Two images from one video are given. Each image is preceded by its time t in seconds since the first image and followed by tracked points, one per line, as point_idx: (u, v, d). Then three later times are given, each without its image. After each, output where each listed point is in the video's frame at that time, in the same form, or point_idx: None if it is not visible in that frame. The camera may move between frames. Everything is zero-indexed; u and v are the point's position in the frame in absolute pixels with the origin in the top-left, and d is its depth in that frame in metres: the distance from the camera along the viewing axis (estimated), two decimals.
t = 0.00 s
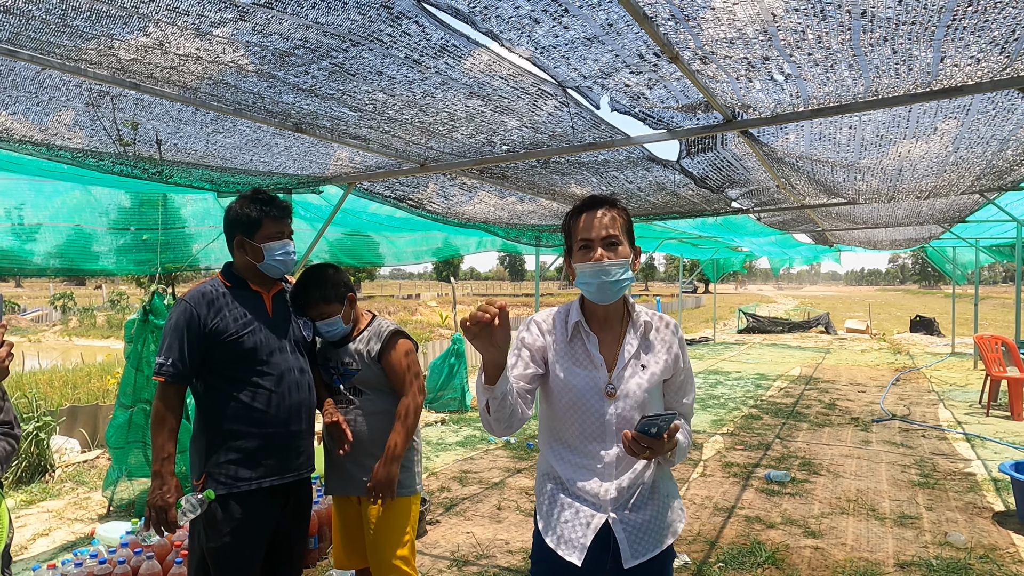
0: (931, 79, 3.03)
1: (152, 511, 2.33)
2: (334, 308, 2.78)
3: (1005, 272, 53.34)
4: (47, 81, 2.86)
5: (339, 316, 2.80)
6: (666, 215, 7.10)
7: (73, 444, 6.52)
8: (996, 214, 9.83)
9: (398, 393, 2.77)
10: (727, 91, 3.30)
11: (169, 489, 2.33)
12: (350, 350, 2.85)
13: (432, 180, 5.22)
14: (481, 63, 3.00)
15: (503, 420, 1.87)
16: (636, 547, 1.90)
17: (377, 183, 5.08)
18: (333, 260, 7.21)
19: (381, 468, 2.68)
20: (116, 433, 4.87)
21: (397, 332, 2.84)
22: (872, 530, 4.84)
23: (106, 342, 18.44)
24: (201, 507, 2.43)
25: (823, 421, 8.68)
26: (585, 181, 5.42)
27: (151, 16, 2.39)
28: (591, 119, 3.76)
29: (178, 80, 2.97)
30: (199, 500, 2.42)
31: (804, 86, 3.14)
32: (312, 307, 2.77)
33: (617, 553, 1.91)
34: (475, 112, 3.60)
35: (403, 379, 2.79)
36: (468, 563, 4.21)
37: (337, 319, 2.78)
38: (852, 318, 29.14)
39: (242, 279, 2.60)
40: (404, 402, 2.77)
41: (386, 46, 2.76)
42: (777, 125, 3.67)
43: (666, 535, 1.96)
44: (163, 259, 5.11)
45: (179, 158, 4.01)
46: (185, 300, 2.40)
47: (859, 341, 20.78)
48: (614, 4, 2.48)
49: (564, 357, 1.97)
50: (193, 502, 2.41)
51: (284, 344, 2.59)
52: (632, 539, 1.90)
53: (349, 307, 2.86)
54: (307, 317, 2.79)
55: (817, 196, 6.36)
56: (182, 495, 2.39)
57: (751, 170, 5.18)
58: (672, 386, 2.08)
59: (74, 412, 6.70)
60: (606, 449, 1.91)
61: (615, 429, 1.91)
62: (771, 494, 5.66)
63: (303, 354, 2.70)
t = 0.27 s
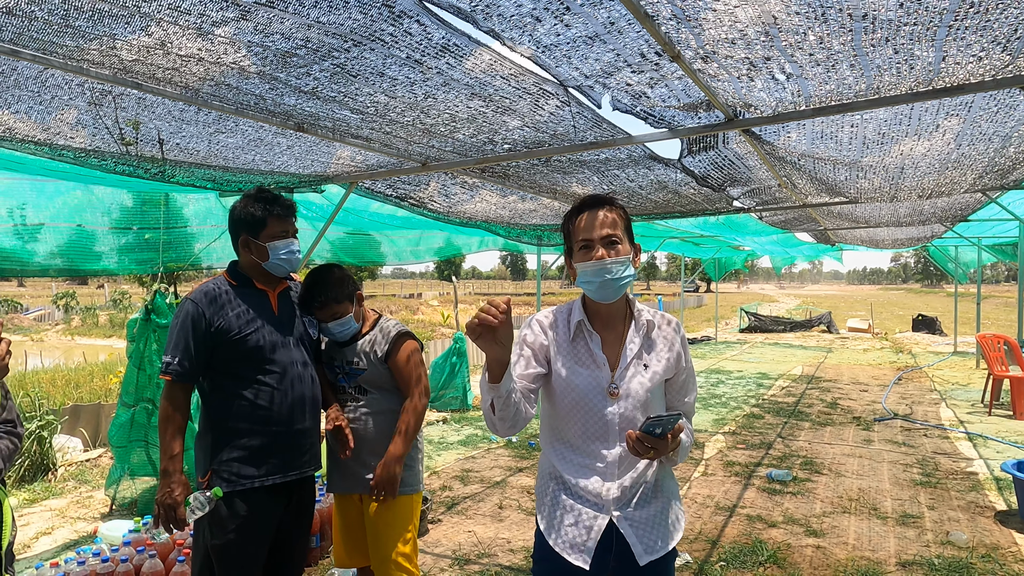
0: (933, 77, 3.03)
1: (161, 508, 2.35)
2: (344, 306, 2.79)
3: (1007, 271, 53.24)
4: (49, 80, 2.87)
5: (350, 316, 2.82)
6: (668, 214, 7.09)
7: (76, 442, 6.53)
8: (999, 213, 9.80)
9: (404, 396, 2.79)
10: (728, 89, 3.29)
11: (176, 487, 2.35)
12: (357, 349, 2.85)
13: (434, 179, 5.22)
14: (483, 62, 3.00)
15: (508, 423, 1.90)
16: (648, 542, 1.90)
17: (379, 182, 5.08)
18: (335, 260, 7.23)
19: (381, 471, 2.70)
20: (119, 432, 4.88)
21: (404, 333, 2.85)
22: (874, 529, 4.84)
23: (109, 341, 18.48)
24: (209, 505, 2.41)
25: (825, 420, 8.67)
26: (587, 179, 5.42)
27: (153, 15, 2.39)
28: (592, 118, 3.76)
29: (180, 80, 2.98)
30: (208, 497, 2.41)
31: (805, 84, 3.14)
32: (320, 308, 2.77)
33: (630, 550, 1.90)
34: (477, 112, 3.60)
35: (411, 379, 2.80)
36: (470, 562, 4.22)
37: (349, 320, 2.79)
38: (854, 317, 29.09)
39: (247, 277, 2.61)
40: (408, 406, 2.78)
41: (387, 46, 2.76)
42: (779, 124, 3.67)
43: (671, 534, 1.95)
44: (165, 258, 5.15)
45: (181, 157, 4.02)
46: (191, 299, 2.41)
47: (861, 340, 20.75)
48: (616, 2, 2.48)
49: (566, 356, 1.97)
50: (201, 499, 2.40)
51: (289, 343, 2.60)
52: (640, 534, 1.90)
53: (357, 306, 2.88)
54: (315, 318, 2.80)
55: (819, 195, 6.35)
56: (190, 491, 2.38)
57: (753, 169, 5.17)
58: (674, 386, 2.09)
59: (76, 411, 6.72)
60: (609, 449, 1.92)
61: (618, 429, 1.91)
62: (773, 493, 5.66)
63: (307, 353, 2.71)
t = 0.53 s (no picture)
0: (933, 75, 3.02)
1: (164, 507, 2.33)
2: (349, 310, 2.80)
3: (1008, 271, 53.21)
4: (50, 81, 2.87)
5: (354, 319, 2.82)
6: (669, 214, 7.09)
7: (77, 442, 6.54)
8: (1000, 213, 9.79)
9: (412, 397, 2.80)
10: (729, 89, 3.29)
11: (180, 486, 2.34)
12: (362, 351, 2.84)
13: (435, 179, 5.22)
14: (483, 63, 3.00)
15: (508, 426, 1.90)
16: (654, 534, 1.90)
17: (379, 182, 5.08)
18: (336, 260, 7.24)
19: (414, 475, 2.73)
20: (120, 432, 4.89)
21: (410, 337, 2.85)
22: (875, 530, 4.84)
23: (110, 341, 18.52)
24: (213, 504, 2.42)
25: (826, 420, 8.67)
26: (587, 179, 5.41)
27: (154, 18, 2.39)
28: (593, 118, 3.75)
29: (181, 81, 2.98)
30: (211, 497, 2.42)
31: (806, 83, 3.13)
32: (325, 312, 2.78)
33: (635, 546, 1.90)
34: (478, 112, 3.61)
35: (418, 381, 2.82)
36: (471, 562, 4.22)
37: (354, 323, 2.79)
38: (855, 317, 29.09)
39: (252, 277, 2.61)
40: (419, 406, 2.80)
41: (389, 47, 2.76)
42: (779, 124, 3.67)
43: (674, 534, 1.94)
44: (165, 258, 5.19)
45: (182, 158, 4.02)
46: (194, 298, 2.40)
47: (862, 341, 20.73)
48: (617, 3, 2.48)
49: (567, 357, 1.97)
50: (205, 498, 2.40)
51: (291, 343, 2.60)
52: (644, 530, 1.90)
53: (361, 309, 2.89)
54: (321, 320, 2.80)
55: (819, 195, 6.35)
56: (193, 491, 2.39)
57: (754, 169, 5.16)
58: (675, 387, 2.08)
59: (78, 410, 6.73)
60: (610, 449, 1.92)
61: (619, 430, 1.91)
62: (774, 493, 5.66)
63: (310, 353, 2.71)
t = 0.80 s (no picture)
0: (934, 69, 3.01)
1: (164, 504, 2.34)
2: (359, 305, 2.82)
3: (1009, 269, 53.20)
4: (49, 78, 2.86)
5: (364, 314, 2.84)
6: (669, 212, 7.09)
7: (77, 440, 6.54)
8: (1000, 211, 9.79)
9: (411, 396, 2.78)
10: (729, 85, 3.29)
11: (181, 482, 2.34)
12: (366, 350, 2.84)
13: (435, 176, 5.21)
14: (483, 60, 2.99)
15: (508, 423, 1.89)
16: (653, 534, 1.90)
17: (380, 179, 5.07)
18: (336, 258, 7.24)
19: (406, 473, 2.72)
20: (120, 430, 4.89)
21: (412, 336, 2.85)
22: (875, 527, 4.83)
23: (110, 339, 18.54)
24: (213, 501, 2.42)
25: (826, 418, 8.67)
26: (588, 177, 5.41)
27: (153, 16, 2.39)
28: (593, 115, 3.75)
29: (180, 79, 2.97)
30: (211, 493, 2.42)
31: (807, 75, 3.10)
32: (336, 305, 2.78)
33: (634, 545, 1.89)
34: (478, 110, 3.60)
35: (418, 380, 2.80)
36: (471, 560, 4.22)
37: (361, 319, 2.81)
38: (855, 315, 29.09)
39: (254, 274, 2.61)
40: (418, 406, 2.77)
41: (388, 44, 2.75)
42: (780, 121, 3.66)
43: (674, 535, 1.94)
44: (165, 257, 5.17)
45: (181, 155, 4.01)
46: (198, 294, 2.40)
47: (863, 338, 20.74)
48: (617, 0, 2.47)
49: (567, 354, 1.97)
50: (205, 495, 2.41)
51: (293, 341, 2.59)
52: (644, 529, 1.89)
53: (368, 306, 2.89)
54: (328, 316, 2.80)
55: (820, 192, 6.34)
56: (194, 487, 2.40)
57: (754, 167, 5.16)
58: (676, 385, 2.08)
59: (78, 408, 6.73)
60: (610, 447, 1.91)
61: (619, 428, 1.90)
62: (774, 491, 5.66)
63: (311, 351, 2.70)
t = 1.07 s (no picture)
0: (935, 64, 3.00)
1: (169, 500, 2.33)
2: (369, 302, 2.81)
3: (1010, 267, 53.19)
4: (49, 78, 2.86)
5: (372, 311, 2.82)
6: (670, 211, 7.08)
7: (78, 439, 6.54)
8: (1000, 209, 9.78)
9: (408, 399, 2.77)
10: (729, 82, 3.28)
11: (185, 478, 2.33)
12: (376, 349, 2.84)
13: (436, 175, 5.21)
14: (483, 59, 2.99)
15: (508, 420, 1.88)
16: (654, 533, 1.90)
17: (380, 178, 5.07)
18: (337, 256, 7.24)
19: (387, 472, 2.67)
20: (120, 429, 4.89)
21: (423, 340, 2.85)
22: (875, 526, 4.83)
23: (110, 338, 18.55)
24: (217, 497, 2.42)
25: (827, 417, 8.67)
26: (588, 176, 5.40)
27: (153, 17, 2.38)
28: (594, 114, 3.74)
29: (180, 78, 2.97)
30: (216, 489, 2.42)
31: (808, 67, 3.07)
32: (346, 297, 2.80)
33: (635, 544, 1.90)
34: (478, 107, 3.59)
35: (418, 381, 2.79)
36: (471, 559, 4.23)
37: (370, 315, 2.80)
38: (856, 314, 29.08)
39: (257, 272, 2.61)
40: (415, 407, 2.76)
41: (388, 43, 2.75)
42: (781, 120, 3.65)
43: (674, 535, 1.94)
44: (165, 255, 5.16)
45: (181, 153, 4.01)
46: (201, 292, 2.40)
47: (864, 337, 20.74)
48: None
49: (567, 353, 1.97)
50: (210, 491, 2.41)
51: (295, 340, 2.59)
52: (645, 528, 1.90)
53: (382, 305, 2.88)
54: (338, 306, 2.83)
55: (821, 191, 6.34)
56: (199, 484, 2.39)
57: (755, 165, 5.15)
58: (676, 385, 2.08)
59: (79, 407, 6.73)
60: (611, 447, 1.91)
61: (620, 427, 1.90)
62: (774, 490, 5.66)
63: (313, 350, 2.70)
